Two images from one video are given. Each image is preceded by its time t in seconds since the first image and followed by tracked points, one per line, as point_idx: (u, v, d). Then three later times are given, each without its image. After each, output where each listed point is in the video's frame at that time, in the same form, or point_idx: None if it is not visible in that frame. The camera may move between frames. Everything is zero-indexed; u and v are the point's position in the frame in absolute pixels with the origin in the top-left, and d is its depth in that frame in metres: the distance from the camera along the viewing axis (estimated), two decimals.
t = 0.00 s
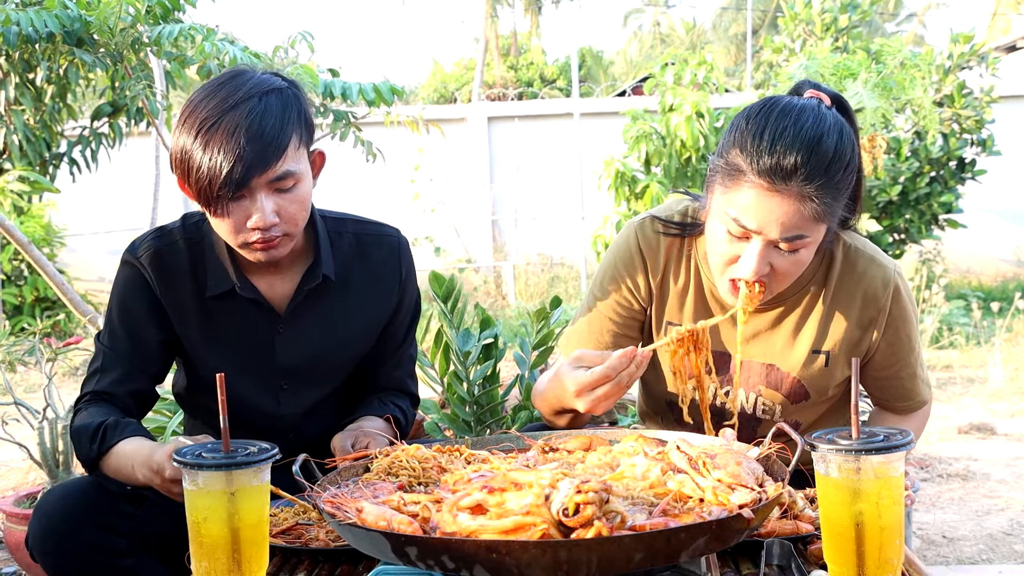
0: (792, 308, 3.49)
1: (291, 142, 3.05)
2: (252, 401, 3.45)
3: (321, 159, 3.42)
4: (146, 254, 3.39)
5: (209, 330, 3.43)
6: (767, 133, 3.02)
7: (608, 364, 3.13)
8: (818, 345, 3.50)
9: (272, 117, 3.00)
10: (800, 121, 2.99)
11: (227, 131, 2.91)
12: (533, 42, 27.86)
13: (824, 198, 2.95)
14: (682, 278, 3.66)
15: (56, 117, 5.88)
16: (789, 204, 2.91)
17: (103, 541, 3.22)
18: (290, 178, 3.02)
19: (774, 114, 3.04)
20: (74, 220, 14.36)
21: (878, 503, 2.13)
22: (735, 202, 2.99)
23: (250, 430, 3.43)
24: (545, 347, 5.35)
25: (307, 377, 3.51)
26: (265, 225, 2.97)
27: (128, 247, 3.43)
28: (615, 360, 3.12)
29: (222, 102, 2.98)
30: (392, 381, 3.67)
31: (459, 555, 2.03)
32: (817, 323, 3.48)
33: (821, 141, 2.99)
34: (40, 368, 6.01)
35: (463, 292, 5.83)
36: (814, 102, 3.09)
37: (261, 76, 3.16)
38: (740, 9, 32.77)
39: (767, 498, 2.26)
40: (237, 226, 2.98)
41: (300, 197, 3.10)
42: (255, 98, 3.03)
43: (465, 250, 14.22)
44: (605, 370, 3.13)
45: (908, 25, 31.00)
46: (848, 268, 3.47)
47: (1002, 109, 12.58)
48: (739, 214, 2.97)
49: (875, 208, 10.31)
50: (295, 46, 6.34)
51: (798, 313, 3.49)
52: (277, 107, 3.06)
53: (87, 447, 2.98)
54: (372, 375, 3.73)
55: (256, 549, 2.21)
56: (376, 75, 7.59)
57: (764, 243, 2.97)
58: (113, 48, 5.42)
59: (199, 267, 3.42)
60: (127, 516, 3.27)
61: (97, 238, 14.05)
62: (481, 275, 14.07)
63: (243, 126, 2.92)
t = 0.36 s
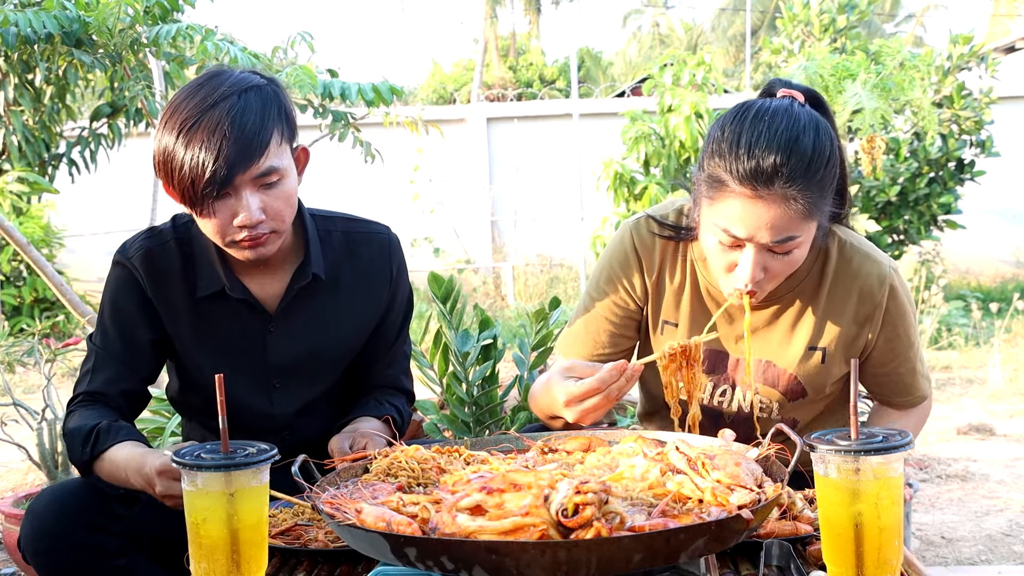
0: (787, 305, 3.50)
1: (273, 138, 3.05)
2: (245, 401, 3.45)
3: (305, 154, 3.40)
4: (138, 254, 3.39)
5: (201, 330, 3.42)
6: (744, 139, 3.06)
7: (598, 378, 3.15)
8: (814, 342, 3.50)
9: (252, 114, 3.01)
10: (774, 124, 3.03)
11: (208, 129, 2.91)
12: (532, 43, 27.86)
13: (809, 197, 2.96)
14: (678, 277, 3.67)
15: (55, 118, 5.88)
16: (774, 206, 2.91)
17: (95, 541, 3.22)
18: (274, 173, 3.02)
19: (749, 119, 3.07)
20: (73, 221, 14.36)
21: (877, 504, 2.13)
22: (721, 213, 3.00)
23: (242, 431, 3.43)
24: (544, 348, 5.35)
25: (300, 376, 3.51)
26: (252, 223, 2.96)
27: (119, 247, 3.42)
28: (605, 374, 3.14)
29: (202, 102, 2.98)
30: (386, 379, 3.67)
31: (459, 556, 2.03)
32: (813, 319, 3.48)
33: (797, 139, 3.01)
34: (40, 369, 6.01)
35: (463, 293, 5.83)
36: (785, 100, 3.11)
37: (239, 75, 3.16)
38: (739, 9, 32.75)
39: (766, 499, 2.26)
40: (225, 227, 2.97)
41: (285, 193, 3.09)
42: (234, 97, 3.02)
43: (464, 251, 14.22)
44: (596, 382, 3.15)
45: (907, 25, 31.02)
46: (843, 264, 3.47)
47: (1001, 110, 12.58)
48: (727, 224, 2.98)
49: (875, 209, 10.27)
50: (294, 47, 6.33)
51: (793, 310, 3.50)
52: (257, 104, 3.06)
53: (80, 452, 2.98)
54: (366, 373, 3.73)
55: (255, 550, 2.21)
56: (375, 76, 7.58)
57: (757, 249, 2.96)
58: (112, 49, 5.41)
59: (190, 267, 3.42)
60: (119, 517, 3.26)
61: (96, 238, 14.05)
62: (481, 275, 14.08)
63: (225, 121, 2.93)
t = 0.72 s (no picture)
0: (782, 300, 3.51)
1: (278, 145, 3.04)
2: (251, 402, 3.45)
3: (313, 160, 3.41)
4: (146, 255, 3.38)
5: (208, 332, 3.42)
6: (735, 134, 3.06)
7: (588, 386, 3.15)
8: (809, 335, 3.51)
9: (259, 119, 3.01)
10: (763, 119, 3.03)
11: (214, 136, 2.91)
12: (532, 44, 27.86)
13: (802, 189, 2.96)
14: (676, 273, 3.66)
15: (55, 119, 5.88)
16: (767, 198, 2.91)
17: (99, 542, 3.21)
18: (280, 181, 3.01)
19: (738, 115, 3.08)
20: (73, 221, 14.36)
21: (877, 504, 2.13)
22: (714, 206, 3.00)
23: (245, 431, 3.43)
24: (544, 348, 5.36)
25: (306, 377, 3.51)
26: (255, 230, 2.96)
27: (127, 247, 3.42)
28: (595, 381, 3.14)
29: (209, 107, 2.98)
30: (392, 380, 3.67)
31: (459, 556, 2.03)
32: (807, 314, 3.49)
33: (789, 132, 3.02)
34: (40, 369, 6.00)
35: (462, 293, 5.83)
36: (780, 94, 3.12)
37: (250, 79, 3.16)
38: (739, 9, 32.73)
39: (766, 499, 2.27)
40: (230, 231, 2.97)
41: (291, 200, 3.09)
42: (241, 102, 3.02)
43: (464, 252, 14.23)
44: (587, 389, 3.15)
45: (907, 26, 31.07)
46: (838, 256, 3.48)
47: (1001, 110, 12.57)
48: (720, 218, 2.97)
49: (875, 209, 10.26)
50: (294, 48, 6.33)
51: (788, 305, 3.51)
52: (263, 110, 3.05)
53: (77, 455, 2.98)
54: (371, 376, 3.72)
55: (256, 549, 2.21)
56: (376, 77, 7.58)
57: (752, 242, 2.96)
58: (112, 49, 5.41)
59: (198, 267, 3.42)
60: (123, 517, 3.25)
61: (96, 238, 14.05)
62: (481, 275, 14.08)
63: (231, 128, 2.93)
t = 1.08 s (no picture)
0: (779, 295, 3.51)
1: (293, 150, 3.03)
2: (259, 406, 3.44)
3: (328, 168, 3.40)
4: (152, 259, 3.39)
5: (216, 338, 3.42)
6: (730, 114, 3.12)
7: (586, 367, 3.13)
8: (805, 330, 3.51)
9: (275, 122, 3.01)
10: (759, 99, 3.11)
11: (229, 138, 2.92)
12: (532, 44, 27.86)
13: (798, 168, 2.98)
14: (673, 272, 3.67)
15: (55, 119, 5.88)
16: (763, 174, 2.92)
17: (109, 542, 3.17)
18: (293, 186, 2.99)
19: (735, 98, 3.16)
20: (73, 221, 14.36)
21: (878, 504, 2.13)
22: (710, 185, 3.01)
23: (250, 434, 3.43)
24: (544, 349, 5.36)
25: (315, 382, 3.51)
26: (266, 235, 2.93)
27: (134, 251, 3.42)
28: (593, 362, 3.12)
29: (225, 108, 2.99)
30: (399, 385, 3.68)
31: (459, 556, 2.03)
32: (805, 309, 3.50)
33: (783, 112, 3.08)
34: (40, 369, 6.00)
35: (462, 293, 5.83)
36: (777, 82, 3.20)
37: (268, 82, 3.18)
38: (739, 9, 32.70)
39: (766, 499, 2.27)
40: (240, 237, 2.96)
41: (304, 206, 3.05)
42: (258, 105, 3.03)
43: (465, 252, 14.24)
44: (582, 370, 3.13)
45: (907, 25, 31.08)
46: (834, 251, 3.49)
47: (1001, 110, 12.57)
48: (717, 198, 2.97)
49: (875, 210, 10.28)
50: (294, 48, 6.34)
51: (785, 300, 3.51)
52: (279, 115, 3.06)
53: (59, 439, 2.94)
54: (378, 381, 3.73)
55: (256, 549, 2.22)
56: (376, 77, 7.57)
57: (748, 223, 2.93)
58: (112, 49, 5.41)
59: (204, 272, 3.42)
60: (133, 516, 3.24)
61: (96, 239, 14.05)
62: (481, 275, 14.08)
63: (247, 130, 2.93)
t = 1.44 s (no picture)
0: (778, 293, 3.53)
1: (297, 164, 3.03)
2: (259, 415, 3.45)
3: (333, 180, 3.39)
4: (151, 267, 3.37)
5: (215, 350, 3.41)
6: (722, 114, 3.13)
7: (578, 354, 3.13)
8: (804, 328, 3.52)
9: (279, 136, 3.00)
10: (751, 99, 3.11)
11: (231, 150, 2.91)
12: (532, 44, 27.86)
13: (791, 168, 2.98)
14: (672, 271, 3.67)
15: (56, 119, 5.88)
16: (755, 173, 2.92)
17: (110, 543, 3.17)
18: (296, 202, 2.99)
19: (727, 97, 3.16)
20: (74, 221, 14.35)
21: (878, 504, 2.13)
22: (703, 184, 3.01)
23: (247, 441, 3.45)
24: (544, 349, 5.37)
25: (315, 392, 3.52)
26: (270, 250, 2.94)
27: (132, 258, 3.40)
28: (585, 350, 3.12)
29: (228, 120, 2.98)
30: (399, 392, 3.70)
31: (460, 556, 2.03)
32: (804, 307, 3.50)
33: (774, 112, 3.08)
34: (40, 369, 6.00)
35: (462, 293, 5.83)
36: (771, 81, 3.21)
37: (271, 93, 3.17)
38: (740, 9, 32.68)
39: (766, 499, 2.27)
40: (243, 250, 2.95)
41: (308, 220, 3.06)
42: (261, 117, 3.03)
43: (465, 252, 14.24)
44: (574, 359, 3.13)
45: (907, 25, 31.10)
46: (832, 249, 3.51)
47: (1001, 110, 12.57)
48: (711, 198, 2.96)
49: (875, 210, 10.29)
50: (295, 47, 6.34)
51: (783, 298, 3.53)
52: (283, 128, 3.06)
53: (49, 430, 2.87)
54: (378, 388, 3.74)
55: (256, 549, 2.22)
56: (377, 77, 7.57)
57: (741, 224, 2.93)
58: (112, 49, 5.41)
59: (204, 282, 3.42)
60: (132, 517, 3.24)
61: (97, 239, 14.04)
62: (481, 276, 14.07)
63: (250, 143, 2.93)
